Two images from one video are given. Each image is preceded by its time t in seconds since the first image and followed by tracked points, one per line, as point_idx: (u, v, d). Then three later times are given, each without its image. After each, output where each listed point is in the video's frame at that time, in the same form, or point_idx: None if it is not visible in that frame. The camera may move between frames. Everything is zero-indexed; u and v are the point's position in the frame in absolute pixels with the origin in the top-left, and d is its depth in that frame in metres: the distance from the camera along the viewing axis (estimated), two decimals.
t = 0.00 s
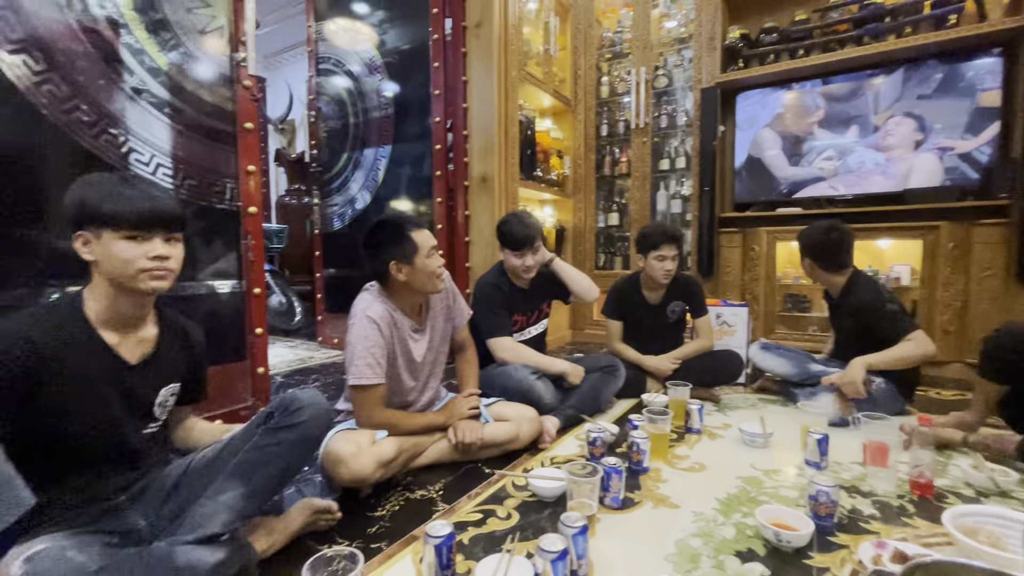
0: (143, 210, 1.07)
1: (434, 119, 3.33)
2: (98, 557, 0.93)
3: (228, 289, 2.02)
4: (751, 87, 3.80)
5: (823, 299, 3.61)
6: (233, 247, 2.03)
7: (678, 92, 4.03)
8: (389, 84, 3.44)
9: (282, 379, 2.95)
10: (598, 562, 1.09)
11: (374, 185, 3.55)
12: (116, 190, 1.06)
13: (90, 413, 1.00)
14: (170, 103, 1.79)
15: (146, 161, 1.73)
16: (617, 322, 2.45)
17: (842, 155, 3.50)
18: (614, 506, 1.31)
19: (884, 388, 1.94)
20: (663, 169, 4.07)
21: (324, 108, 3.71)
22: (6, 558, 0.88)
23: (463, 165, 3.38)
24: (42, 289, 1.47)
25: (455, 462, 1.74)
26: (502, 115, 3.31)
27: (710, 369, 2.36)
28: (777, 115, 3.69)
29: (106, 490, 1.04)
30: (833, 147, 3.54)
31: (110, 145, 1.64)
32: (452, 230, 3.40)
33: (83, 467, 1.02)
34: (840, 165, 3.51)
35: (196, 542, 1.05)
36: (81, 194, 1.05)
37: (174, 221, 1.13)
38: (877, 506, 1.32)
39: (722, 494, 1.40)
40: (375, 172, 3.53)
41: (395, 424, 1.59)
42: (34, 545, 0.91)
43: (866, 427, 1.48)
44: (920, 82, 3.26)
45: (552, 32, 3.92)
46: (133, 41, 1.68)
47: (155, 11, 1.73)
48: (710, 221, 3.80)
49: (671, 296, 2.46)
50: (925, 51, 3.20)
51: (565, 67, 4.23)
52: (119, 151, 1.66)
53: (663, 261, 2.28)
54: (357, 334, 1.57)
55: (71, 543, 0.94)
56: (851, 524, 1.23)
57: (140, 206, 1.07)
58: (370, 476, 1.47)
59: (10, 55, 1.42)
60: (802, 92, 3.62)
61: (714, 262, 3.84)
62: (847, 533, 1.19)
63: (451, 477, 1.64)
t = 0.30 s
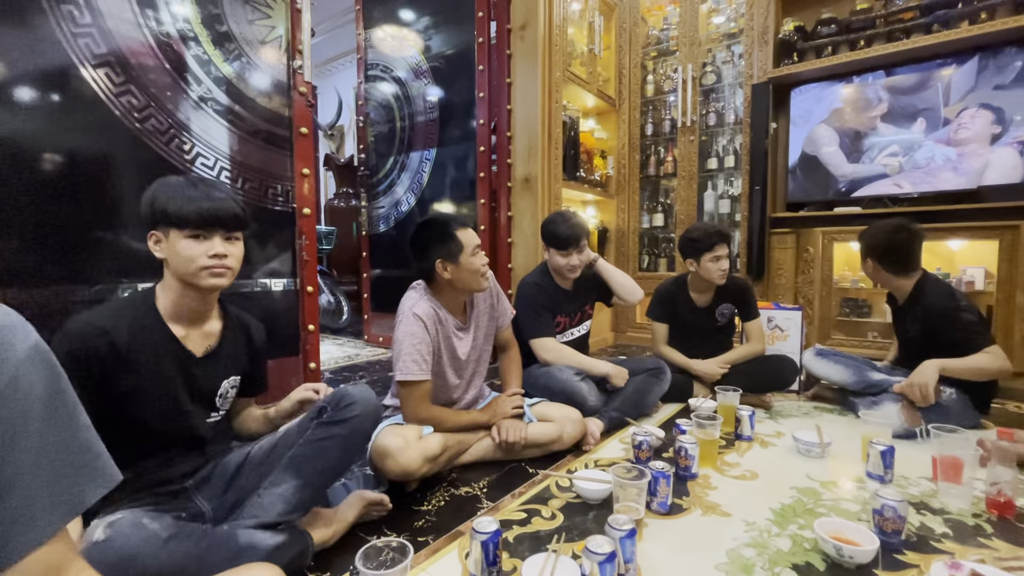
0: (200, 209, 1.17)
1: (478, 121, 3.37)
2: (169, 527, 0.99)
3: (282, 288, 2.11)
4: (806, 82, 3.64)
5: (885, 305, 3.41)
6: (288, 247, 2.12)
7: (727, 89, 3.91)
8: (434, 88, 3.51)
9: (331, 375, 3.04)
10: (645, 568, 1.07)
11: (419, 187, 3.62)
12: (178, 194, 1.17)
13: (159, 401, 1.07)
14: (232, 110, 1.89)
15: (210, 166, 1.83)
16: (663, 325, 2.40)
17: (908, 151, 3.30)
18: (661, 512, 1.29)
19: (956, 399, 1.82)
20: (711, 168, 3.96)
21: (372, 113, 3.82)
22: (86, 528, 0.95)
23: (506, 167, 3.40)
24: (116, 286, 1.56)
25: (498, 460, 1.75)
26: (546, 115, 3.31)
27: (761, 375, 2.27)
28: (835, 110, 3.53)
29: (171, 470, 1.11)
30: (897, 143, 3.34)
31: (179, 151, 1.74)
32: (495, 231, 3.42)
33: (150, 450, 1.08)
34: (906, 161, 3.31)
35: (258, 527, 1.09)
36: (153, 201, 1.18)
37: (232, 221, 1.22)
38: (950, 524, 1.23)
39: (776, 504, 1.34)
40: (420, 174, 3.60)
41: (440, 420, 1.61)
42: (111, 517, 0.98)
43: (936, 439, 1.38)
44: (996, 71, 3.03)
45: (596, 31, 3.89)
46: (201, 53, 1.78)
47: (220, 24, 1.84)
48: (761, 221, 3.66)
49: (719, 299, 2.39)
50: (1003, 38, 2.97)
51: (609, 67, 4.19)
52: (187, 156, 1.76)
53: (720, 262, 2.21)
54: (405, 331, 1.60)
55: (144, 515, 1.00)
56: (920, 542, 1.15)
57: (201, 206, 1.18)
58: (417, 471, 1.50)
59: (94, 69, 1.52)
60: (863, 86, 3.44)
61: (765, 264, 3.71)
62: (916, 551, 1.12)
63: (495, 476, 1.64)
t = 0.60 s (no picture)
0: (233, 219, 1.23)
1: (494, 126, 3.39)
2: (195, 560, 0.96)
3: (301, 291, 2.15)
4: (827, 82, 3.58)
5: (911, 309, 3.36)
6: (309, 251, 2.16)
7: (746, 90, 3.87)
8: (451, 93, 3.54)
9: (349, 378, 3.08)
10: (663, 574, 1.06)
11: (436, 192, 3.65)
12: (213, 204, 1.23)
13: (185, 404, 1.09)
14: (255, 117, 1.94)
15: (234, 172, 1.88)
16: (681, 329, 2.38)
17: (935, 151, 3.22)
18: (679, 517, 1.28)
19: (985, 406, 1.78)
20: (730, 170, 3.92)
21: (390, 118, 3.86)
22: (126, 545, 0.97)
23: (522, 171, 3.41)
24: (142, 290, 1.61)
25: (515, 464, 1.75)
26: (562, 118, 3.31)
27: (782, 380, 2.24)
28: (858, 110, 3.46)
29: (198, 472, 1.14)
30: (923, 143, 3.26)
31: (204, 158, 1.78)
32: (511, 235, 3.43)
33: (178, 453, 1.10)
34: (933, 161, 3.23)
35: (285, 537, 1.08)
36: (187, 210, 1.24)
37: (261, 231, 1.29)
38: (980, 535, 1.20)
39: (798, 512, 1.32)
40: (437, 178, 3.63)
41: (457, 423, 1.62)
42: (142, 538, 0.98)
43: (965, 447, 1.34)
44: None
45: (613, 34, 3.88)
46: (225, 62, 1.83)
47: (244, 34, 1.89)
48: (781, 223, 3.61)
49: (738, 302, 2.36)
50: None
51: (626, 69, 4.17)
52: (211, 163, 1.81)
53: (739, 264, 2.19)
54: (422, 334, 1.61)
55: (173, 544, 0.99)
56: (949, 553, 1.12)
57: (233, 216, 1.24)
58: (434, 473, 1.51)
59: (125, 78, 1.57)
60: (887, 85, 3.37)
61: (785, 267, 3.65)
62: (944, 562, 1.09)
63: (512, 479, 1.65)
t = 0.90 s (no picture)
0: (258, 228, 1.16)
1: (493, 128, 3.40)
2: None
3: (302, 293, 2.16)
4: (826, 83, 3.59)
5: (910, 309, 3.38)
6: (309, 254, 2.17)
7: (744, 92, 3.88)
8: (450, 96, 3.55)
9: (349, 379, 3.09)
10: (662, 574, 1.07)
11: (436, 194, 3.65)
12: (236, 213, 1.15)
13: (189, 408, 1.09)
14: (255, 120, 1.95)
15: (235, 175, 1.89)
16: (680, 330, 2.40)
17: (934, 151, 3.23)
18: (679, 518, 1.28)
19: (983, 405, 1.79)
20: (728, 171, 3.93)
21: (389, 121, 3.88)
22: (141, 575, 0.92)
23: (522, 172, 3.42)
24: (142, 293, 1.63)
25: (515, 465, 1.75)
26: (561, 120, 3.33)
27: (781, 380, 2.25)
28: (856, 111, 3.48)
29: (203, 477, 1.14)
30: (921, 143, 3.27)
31: (204, 161, 1.79)
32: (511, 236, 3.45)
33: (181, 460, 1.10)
34: (931, 162, 3.24)
35: (285, 546, 1.05)
36: (204, 219, 1.15)
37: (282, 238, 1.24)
38: (977, 535, 1.21)
39: (796, 512, 1.32)
40: (436, 181, 3.65)
41: (458, 425, 1.63)
42: (146, 556, 0.98)
43: (962, 447, 1.35)
44: None
45: (611, 37, 3.89)
46: (226, 66, 1.84)
47: (245, 39, 1.90)
48: (779, 224, 3.62)
49: (737, 303, 2.37)
50: None
51: (625, 71, 4.19)
52: (212, 166, 1.82)
53: (738, 265, 2.20)
54: (422, 336, 1.62)
55: (176, 565, 0.98)
56: (946, 552, 1.13)
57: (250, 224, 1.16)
58: (435, 474, 1.52)
59: (126, 83, 1.58)
60: (885, 86, 3.39)
61: (784, 268, 3.66)
62: (942, 562, 1.10)
63: (512, 480, 1.65)
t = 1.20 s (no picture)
0: (250, 228, 1.12)
1: (485, 126, 3.39)
2: None
3: (292, 292, 2.14)
4: (816, 82, 3.61)
5: (898, 306, 3.40)
6: (299, 253, 2.16)
7: (735, 90, 3.90)
8: (441, 94, 3.53)
9: (340, 379, 3.06)
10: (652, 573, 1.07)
11: (427, 192, 3.63)
12: (228, 214, 1.10)
13: (176, 411, 1.07)
14: (242, 118, 1.92)
15: (223, 174, 1.86)
16: (671, 328, 2.40)
17: (922, 150, 3.26)
18: (670, 516, 1.28)
19: (969, 402, 1.81)
20: (719, 170, 3.94)
21: (380, 119, 3.85)
22: None
23: (513, 171, 3.42)
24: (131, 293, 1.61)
25: (506, 464, 1.75)
26: (553, 119, 3.32)
27: (771, 378, 2.26)
28: (846, 110, 3.50)
29: (189, 480, 1.12)
30: (910, 142, 3.30)
31: (191, 160, 1.76)
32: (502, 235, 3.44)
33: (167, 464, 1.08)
34: (919, 160, 3.28)
35: (277, 553, 1.04)
36: (195, 222, 1.09)
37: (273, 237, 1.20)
38: (964, 530, 1.22)
39: (786, 509, 1.33)
40: (427, 179, 3.63)
41: (448, 425, 1.62)
42: (127, 566, 0.90)
43: (949, 443, 1.36)
44: (1012, 68, 2.99)
45: (603, 35, 3.89)
46: (212, 63, 1.81)
47: (232, 35, 1.87)
48: (770, 223, 3.64)
49: (728, 301, 2.38)
50: (1016, 35, 2.94)
51: (616, 69, 4.18)
52: (199, 165, 1.79)
53: (728, 264, 2.20)
54: (411, 335, 1.61)
55: (163, 573, 0.92)
56: (934, 548, 1.14)
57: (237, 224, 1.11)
58: (425, 475, 1.51)
59: (109, 79, 1.55)
60: (874, 85, 3.41)
61: (775, 266, 3.69)
62: (929, 557, 1.11)
63: (503, 479, 1.65)
